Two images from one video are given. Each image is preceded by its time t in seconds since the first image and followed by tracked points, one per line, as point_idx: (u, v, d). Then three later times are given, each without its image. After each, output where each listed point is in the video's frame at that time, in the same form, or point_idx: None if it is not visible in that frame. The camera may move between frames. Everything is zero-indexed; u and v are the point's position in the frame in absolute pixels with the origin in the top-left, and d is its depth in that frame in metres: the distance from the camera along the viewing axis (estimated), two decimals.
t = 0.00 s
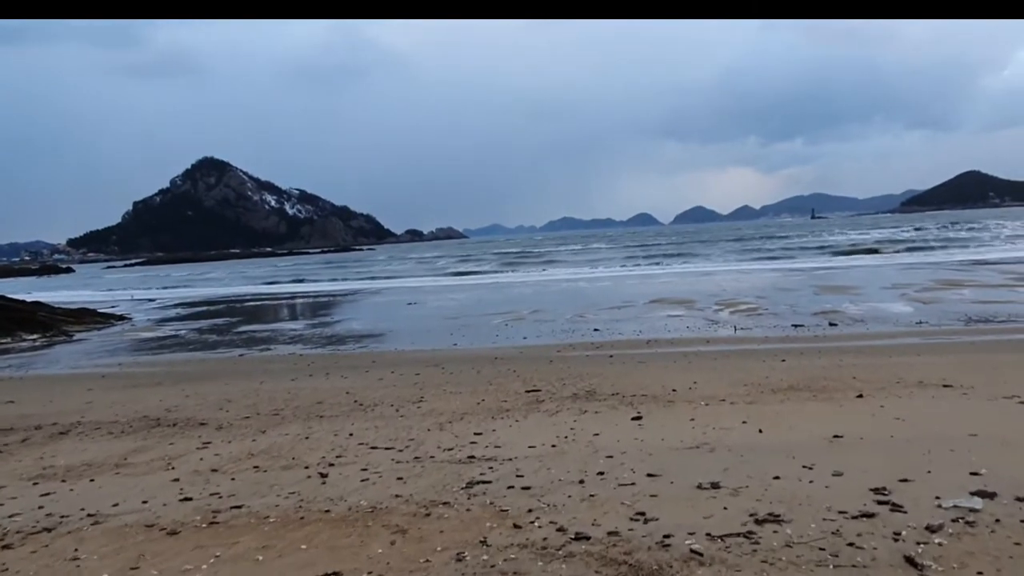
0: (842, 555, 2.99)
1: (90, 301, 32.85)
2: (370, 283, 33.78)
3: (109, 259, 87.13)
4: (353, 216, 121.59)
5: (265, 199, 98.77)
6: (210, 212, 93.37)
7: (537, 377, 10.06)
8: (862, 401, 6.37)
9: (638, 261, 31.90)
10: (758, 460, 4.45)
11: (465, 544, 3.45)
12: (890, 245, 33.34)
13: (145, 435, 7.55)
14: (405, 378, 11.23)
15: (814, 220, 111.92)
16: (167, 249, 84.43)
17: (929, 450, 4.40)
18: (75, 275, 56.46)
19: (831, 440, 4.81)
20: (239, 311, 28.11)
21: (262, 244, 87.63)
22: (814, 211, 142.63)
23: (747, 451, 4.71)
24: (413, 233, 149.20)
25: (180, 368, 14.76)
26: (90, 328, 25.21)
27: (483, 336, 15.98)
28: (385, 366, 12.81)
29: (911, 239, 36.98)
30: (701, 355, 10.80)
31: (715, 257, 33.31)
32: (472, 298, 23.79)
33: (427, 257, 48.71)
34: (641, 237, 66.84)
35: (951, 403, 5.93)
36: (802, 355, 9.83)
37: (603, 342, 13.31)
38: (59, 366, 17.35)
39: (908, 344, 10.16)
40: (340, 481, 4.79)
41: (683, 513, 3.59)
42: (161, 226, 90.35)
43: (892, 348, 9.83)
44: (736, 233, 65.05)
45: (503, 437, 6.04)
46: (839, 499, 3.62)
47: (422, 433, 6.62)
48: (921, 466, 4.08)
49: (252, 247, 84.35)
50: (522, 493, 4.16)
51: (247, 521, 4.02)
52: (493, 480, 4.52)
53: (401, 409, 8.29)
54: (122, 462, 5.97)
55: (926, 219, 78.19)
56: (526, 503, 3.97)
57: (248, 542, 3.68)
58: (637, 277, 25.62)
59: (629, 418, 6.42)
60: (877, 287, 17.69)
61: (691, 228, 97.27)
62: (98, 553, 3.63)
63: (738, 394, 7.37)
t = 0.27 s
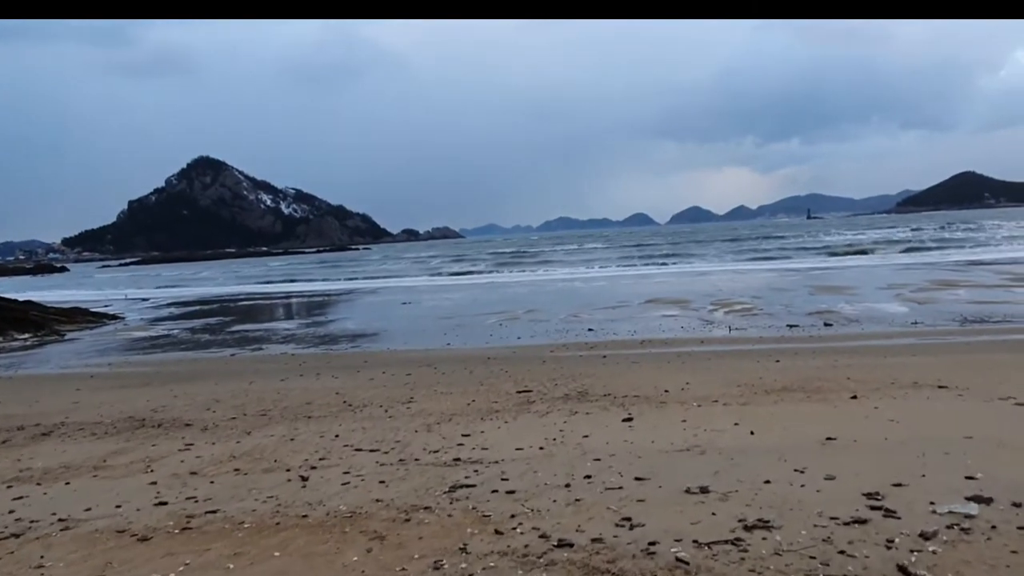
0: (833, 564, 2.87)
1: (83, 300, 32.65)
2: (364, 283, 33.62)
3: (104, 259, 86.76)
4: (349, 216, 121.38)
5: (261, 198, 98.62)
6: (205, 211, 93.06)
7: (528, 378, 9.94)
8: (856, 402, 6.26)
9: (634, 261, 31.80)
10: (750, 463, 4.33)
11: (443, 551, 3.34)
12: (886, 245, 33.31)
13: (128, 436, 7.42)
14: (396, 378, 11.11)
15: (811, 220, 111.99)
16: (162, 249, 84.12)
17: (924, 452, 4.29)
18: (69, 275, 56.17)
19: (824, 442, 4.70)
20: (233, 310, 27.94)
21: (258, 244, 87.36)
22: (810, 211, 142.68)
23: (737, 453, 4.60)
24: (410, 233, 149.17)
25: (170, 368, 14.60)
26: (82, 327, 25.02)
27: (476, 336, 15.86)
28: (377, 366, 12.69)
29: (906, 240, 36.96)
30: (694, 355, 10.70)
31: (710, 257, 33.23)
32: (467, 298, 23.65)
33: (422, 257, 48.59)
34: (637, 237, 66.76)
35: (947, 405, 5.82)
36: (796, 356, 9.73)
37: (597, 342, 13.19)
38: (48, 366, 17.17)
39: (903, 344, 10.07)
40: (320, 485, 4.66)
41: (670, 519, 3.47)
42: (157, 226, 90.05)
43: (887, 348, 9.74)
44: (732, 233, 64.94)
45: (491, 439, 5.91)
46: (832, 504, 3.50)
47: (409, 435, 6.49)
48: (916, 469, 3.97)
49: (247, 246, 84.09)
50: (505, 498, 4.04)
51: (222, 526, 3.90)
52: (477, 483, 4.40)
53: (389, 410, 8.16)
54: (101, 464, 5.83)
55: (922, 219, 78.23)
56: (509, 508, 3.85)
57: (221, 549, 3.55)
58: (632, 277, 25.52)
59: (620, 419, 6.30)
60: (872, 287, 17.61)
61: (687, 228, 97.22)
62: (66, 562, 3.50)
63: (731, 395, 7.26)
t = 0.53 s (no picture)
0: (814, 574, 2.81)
1: (69, 299, 32.36)
2: (354, 283, 33.47)
3: (91, 258, 86.08)
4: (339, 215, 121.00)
5: (250, 197, 98.14)
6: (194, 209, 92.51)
7: (515, 379, 9.88)
8: (842, 405, 6.21)
9: (624, 261, 31.79)
10: (734, 468, 4.26)
11: (418, 561, 3.26)
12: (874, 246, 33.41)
13: (106, 439, 7.29)
14: (382, 379, 11.02)
15: (800, 220, 112.45)
16: (150, 247, 83.55)
17: (910, 457, 4.23)
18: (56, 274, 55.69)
19: (809, 446, 4.64)
20: (220, 309, 27.75)
21: (247, 243, 86.91)
22: (800, 212, 143.16)
23: (722, 458, 4.53)
24: (400, 233, 148.85)
25: (154, 369, 14.45)
26: (66, 326, 24.78)
27: (464, 336, 15.78)
28: (363, 366, 12.59)
29: (893, 241, 37.12)
30: (682, 356, 10.66)
31: (700, 257, 33.26)
32: (456, 297, 23.56)
33: (412, 257, 48.45)
34: (628, 237, 66.82)
35: (933, 407, 5.78)
36: (784, 357, 9.69)
37: (585, 343, 13.14)
38: (31, 366, 16.97)
39: (890, 345, 10.06)
40: (297, 491, 4.56)
41: (651, 527, 3.39)
42: (145, 224, 89.45)
43: (874, 349, 9.72)
44: (722, 233, 65.06)
45: (473, 442, 5.83)
46: (815, 512, 3.44)
47: (391, 438, 6.39)
48: (902, 475, 3.91)
49: (236, 245, 83.63)
50: (484, 504, 3.95)
51: (193, 534, 3.80)
52: (456, 489, 4.31)
53: (373, 413, 8.07)
54: (74, 468, 5.71)
55: (911, 220, 78.55)
56: (488, 515, 3.77)
57: (190, 559, 3.46)
58: (622, 277, 25.50)
59: (605, 422, 6.22)
60: (861, 288, 17.64)
61: (677, 228, 97.36)
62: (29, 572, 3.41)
63: (717, 397, 7.21)
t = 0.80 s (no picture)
0: None
1: (43, 298, 31.83)
2: (333, 282, 33.23)
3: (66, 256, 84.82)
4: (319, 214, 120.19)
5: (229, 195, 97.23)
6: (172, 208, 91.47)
7: (495, 380, 9.83)
8: (821, 405, 6.22)
9: (604, 261, 31.84)
10: (713, 470, 4.24)
11: (393, 567, 3.20)
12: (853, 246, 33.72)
13: (76, 441, 7.14)
14: (361, 379, 10.92)
15: (779, 220, 113.41)
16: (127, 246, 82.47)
17: (889, 459, 4.23)
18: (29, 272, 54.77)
19: (789, 448, 4.63)
20: (198, 308, 27.43)
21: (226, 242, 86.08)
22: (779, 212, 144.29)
23: (701, 460, 4.50)
24: (381, 232, 148.14)
25: (129, 369, 14.21)
26: (40, 326, 24.35)
27: (444, 336, 15.70)
28: (343, 367, 12.48)
29: (871, 241, 37.51)
30: (662, 356, 10.66)
31: (680, 257, 33.38)
32: (437, 297, 23.46)
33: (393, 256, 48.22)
34: (609, 237, 66.97)
35: (912, 408, 5.81)
36: (764, 357, 9.70)
37: (565, 343, 13.11)
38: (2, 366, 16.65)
39: (868, 345, 10.13)
40: (271, 495, 4.48)
41: (629, 531, 3.36)
42: (121, 222, 88.28)
43: (853, 349, 9.76)
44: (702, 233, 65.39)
45: (452, 444, 5.76)
46: (794, 515, 3.42)
47: (369, 440, 6.32)
48: (881, 477, 3.91)
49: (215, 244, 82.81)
50: (461, 508, 3.90)
51: (163, 541, 3.71)
52: (433, 493, 4.25)
53: (350, 414, 7.97)
54: (42, 472, 5.57)
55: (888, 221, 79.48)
56: (465, 519, 3.71)
57: (159, 567, 3.37)
58: (603, 277, 25.54)
59: (584, 424, 6.18)
60: (839, 288, 17.77)
61: (658, 228, 97.76)
62: None
63: (697, 398, 7.20)
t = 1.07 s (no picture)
0: None
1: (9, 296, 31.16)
2: (308, 281, 32.93)
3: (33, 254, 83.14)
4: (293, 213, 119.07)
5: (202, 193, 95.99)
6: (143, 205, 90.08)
7: (471, 380, 9.79)
8: (796, 406, 6.27)
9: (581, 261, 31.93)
10: (689, 471, 4.25)
11: (367, 571, 3.15)
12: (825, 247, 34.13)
13: (42, 443, 6.98)
14: (336, 379, 10.82)
15: (753, 221, 114.49)
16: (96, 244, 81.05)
17: (862, 459, 4.26)
18: None
19: (764, 449, 4.65)
20: (170, 308, 27.02)
21: (198, 240, 84.98)
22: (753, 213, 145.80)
23: (677, 461, 4.51)
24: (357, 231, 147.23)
25: (97, 369, 13.94)
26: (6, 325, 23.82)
27: (420, 336, 15.62)
28: (317, 367, 12.35)
29: (841, 243, 37.98)
30: (637, 356, 10.69)
31: (656, 257, 33.57)
32: (413, 297, 23.35)
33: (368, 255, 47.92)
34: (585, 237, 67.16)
35: (884, 409, 5.87)
36: (739, 358, 9.76)
37: (542, 343, 13.11)
38: None
39: (841, 346, 10.24)
40: (242, 497, 4.41)
41: (605, 533, 3.35)
42: (90, 220, 86.73)
43: (826, 351, 9.86)
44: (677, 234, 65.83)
45: (427, 446, 5.72)
46: (770, 516, 3.43)
47: (343, 442, 6.25)
48: (855, 478, 3.94)
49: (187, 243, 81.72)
50: (436, 511, 3.86)
51: (130, 545, 3.63)
52: (408, 495, 4.21)
53: (324, 415, 7.88)
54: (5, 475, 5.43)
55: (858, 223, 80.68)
56: (440, 522, 3.68)
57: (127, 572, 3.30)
58: (579, 277, 25.60)
59: (560, 425, 6.17)
60: (813, 289, 17.98)
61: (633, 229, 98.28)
62: None
63: (673, 398, 7.22)
